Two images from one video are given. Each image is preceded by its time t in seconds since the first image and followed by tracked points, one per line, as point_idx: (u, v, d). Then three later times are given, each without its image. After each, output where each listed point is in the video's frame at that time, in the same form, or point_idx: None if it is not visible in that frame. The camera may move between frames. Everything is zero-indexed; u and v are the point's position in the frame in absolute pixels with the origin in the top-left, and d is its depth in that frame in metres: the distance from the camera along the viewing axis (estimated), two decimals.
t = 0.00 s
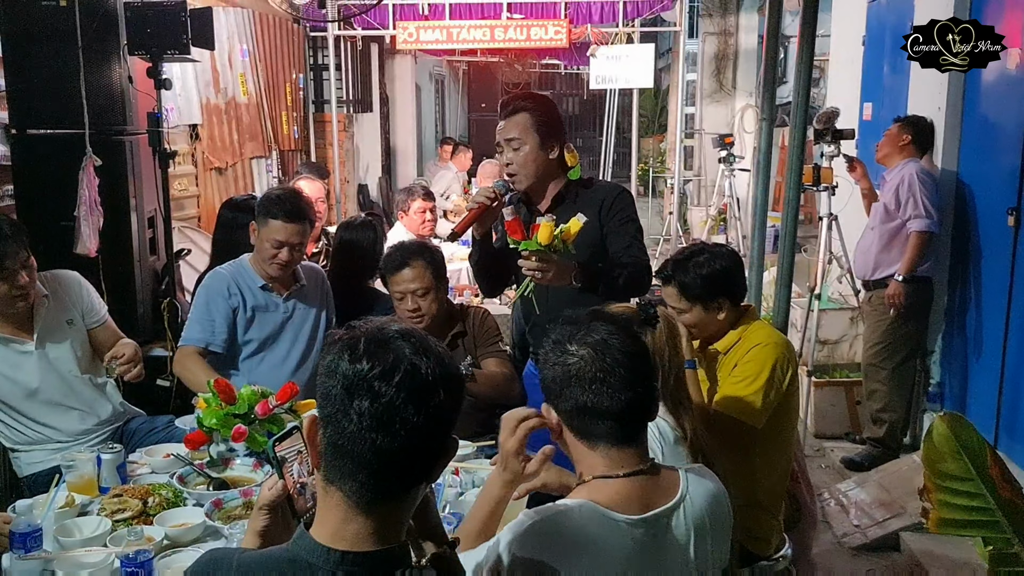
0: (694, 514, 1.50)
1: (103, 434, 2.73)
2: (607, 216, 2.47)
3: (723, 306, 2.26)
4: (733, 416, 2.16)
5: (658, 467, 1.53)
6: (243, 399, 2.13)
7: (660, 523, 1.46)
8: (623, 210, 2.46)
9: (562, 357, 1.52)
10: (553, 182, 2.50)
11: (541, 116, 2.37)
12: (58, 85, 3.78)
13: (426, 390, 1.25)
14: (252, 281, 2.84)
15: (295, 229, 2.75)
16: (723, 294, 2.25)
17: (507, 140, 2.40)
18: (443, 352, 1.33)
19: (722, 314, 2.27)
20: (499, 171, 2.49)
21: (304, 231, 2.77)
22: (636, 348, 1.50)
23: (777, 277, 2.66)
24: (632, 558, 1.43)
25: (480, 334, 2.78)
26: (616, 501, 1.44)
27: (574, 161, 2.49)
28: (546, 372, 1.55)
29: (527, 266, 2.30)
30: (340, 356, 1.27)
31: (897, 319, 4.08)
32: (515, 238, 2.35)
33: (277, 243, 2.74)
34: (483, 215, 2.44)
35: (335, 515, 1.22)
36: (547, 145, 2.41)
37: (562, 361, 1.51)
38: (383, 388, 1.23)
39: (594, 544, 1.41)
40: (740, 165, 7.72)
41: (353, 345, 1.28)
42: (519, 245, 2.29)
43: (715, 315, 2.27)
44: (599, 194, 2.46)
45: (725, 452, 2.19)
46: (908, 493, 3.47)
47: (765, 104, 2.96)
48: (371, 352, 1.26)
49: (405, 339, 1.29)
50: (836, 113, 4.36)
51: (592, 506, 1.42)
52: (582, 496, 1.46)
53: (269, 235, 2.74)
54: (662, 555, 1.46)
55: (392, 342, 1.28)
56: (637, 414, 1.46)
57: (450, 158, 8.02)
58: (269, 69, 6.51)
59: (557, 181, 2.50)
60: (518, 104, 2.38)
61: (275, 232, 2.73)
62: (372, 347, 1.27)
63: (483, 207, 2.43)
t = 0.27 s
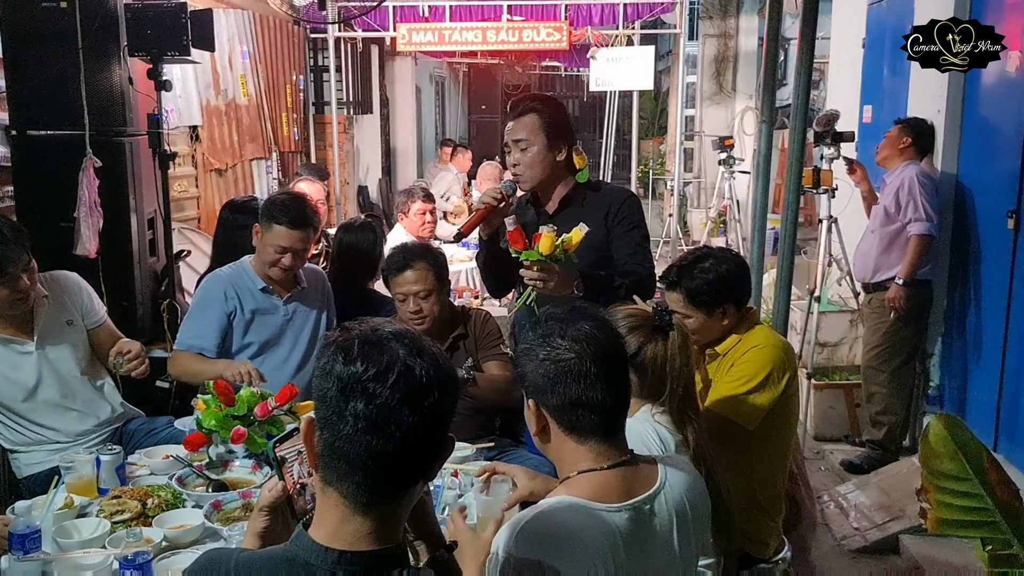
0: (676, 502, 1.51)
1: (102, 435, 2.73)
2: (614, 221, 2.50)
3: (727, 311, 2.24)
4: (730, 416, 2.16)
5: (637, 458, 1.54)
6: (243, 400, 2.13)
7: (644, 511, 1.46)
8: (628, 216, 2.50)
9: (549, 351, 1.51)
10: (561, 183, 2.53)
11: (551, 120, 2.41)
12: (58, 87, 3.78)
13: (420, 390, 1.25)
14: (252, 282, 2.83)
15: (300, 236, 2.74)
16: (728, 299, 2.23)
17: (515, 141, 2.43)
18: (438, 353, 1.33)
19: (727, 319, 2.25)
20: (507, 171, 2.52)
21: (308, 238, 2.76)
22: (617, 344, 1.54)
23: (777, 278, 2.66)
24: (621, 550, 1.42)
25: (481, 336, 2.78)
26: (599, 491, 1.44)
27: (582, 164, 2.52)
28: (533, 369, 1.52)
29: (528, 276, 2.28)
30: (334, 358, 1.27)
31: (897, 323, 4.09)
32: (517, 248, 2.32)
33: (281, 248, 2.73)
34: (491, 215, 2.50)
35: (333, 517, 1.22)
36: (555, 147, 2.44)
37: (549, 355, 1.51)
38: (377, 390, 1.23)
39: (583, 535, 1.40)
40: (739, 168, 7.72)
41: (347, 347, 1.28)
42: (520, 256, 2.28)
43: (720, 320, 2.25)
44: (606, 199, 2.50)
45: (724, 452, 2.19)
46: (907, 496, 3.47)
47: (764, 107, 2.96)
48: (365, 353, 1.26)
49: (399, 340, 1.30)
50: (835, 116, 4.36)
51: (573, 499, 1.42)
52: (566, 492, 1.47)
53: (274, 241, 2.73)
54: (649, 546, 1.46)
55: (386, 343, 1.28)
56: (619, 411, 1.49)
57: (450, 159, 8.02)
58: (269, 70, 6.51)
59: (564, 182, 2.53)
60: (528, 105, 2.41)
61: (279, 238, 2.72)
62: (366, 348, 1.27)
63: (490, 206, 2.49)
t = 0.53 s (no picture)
0: (663, 494, 1.53)
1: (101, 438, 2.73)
2: (624, 226, 2.51)
3: (731, 315, 2.24)
4: (727, 415, 2.17)
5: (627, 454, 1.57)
6: (243, 403, 2.13)
7: (632, 507, 1.49)
8: (639, 221, 2.51)
9: (534, 350, 1.55)
10: (572, 185, 2.54)
11: (562, 122, 2.43)
12: (58, 90, 3.78)
13: (414, 391, 1.25)
14: (250, 287, 2.84)
15: (298, 242, 2.74)
16: (730, 303, 2.23)
17: (527, 145, 2.45)
18: (432, 353, 1.33)
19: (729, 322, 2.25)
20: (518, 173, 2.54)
21: (307, 243, 2.77)
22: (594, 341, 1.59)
23: (777, 280, 2.65)
24: (612, 547, 1.46)
25: (481, 338, 2.75)
26: (588, 489, 1.47)
27: (594, 166, 2.51)
28: (520, 370, 1.54)
29: (534, 282, 2.34)
30: (328, 361, 1.27)
31: (898, 324, 4.08)
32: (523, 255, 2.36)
33: (278, 254, 2.74)
34: (501, 216, 2.53)
35: (332, 518, 1.23)
36: (567, 149, 2.46)
37: (534, 354, 1.55)
38: (370, 391, 1.23)
39: (574, 532, 1.44)
40: (739, 169, 7.73)
41: (339, 350, 1.28)
42: (526, 263, 2.32)
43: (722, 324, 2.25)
44: (616, 202, 2.51)
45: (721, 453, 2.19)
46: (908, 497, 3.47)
47: (764, 108, 2.96)
48: (358, 355, 1.26)
49: (393, 341, 1.30)
50: (835, 118, 4.36)
51: (562, 498, 1.46)
52: (557, 492, 1.50)
53: (272, 246, 2.74)
54: (640, 538, 1.49)
55: (379, 344, 1.28)
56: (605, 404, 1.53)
57: (450, 162, 8.03)
58: (269, 74, 6.52)
59: (576, 183, 2.54)
60: (540, 108, 2.44)
61: (277, 243, 2.73)
62: (359, 350, 1.27)
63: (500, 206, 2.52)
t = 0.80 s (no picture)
0: (651, 493, 1.52)
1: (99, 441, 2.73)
2: (634, 230, 2.50)
3: (726, 315, 2.24)
4: (732, 424, 2.15)
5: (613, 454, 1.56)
6: (241, 405, 2.13)
7: (620, 507, 1.48)
8: (649, 225, 2.49)
9: (515, 352, 1.58)
10: (584, 185, 2.55)
11: (577, 122, 2.44)
12: (56, 92, 3.78)
13: (410, 391, 1.25)
14: (246, 289, 2.84)
15: (283, 240, 2.74)
16: (725, 304, 2.23)
17: (540, 145, 2.47)
18: (427, 353, 1.33)
19: (725, 322, 2.25)
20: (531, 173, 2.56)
21: (293, 242, 2.77)
22: (568, 340, 1.64)
23: (775, 281, 2.65)
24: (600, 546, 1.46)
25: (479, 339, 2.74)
26: (575, 489, 1.47)
27: (606, 168, 2.54)
28: (504, 374, 1.56)
29: (537, 286, 2.37)
30: (323, 361, 1.27)
31: (896, 324, 4.08)
32: (527, 260, 2.40)
33: (264, 254, 2.74)
34: (512, 216, 2.55)
35: (327, 520, 1.22)
36: (579, 150, 2.47)
37: (513, 356, 1.58)
38: (366, 391, 1.23)
39: (562, 533, 1.43)
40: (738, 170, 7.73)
41: (335, 350, 1.28)
42: (529, 269, 2.36)
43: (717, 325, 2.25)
44: (629, 204, 2.50)
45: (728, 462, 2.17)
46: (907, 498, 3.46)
47: (761, 109, 2.96)
48: (353, 355, 1.26)
49: (388, 341, 1.30)
50: (833, 118, 4.36)
51: (549, 499, 1.46)
52: (545, 493, 1.49)
53: (258, 245, 2.74)
54: (627, 538, 1.49)
55: (375, 345, 1.28)
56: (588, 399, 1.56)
57: (449, 163, 8.03)
58: (268, 76, 6.52)
59: (588, 184, 2.54)
60: (554, 109, 2.45)
61: (260, 244, 2.73)
62: (355, 350, 1.27)
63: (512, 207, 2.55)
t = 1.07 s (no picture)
0: (640, 493, 1.53)
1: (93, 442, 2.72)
2: (644, 230, 2.49)
3: (714, 308, 2.24)
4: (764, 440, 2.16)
5: (600, 454, 1.56)
6: (235, 405, 2.13)
7: (608, 506, 1.48)
8: (657, 225, 2.49)
9: (499, 354, 1.57)
10: (594, 184, 2.55)
11: (588, 122, 2.45)
12: (49, 92, 3.77)
13: (401, 388, 1.24)
14: (239, 290, 2.84)
15: (274, 240, 2.73)
16: (714, 296, 2.22)
17: (550, 145, 2.48)
18: (419, 350, 1.32)
19: (712, 315, 2.25)
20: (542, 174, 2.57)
21: (283, 243, 2.75)
22: (552, 343, 1.63)
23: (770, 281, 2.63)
24: (590, 547, 1.45)
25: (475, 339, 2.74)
26: (562, 490, 1.46)
27: (616, 168, 2.54)
28: (488, 379, 1.54)
29: (542, 291, 2.35)
30: (315, 360, 1.27)
31: (891, 325, 4.09)
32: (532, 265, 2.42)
33: (255, 255, 2.73)
34: (522, 216, 2.55)
35: (318, 521, 1.22)
36: (589, 151, 2.48)
37: (496, 357, 1.57)
38: (356, 389, 1.22)
39: (553, 532, 1.43)
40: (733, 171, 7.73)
41: (326, 349, 1.27)
42: (533, 273, 2.34)
43: (706, 318, 2.24)
44: (637, 204, 2.50)
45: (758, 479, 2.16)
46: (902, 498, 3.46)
47: (757, 109, 2.96)
48: (345, 353, 1.26)
49: (381, 339, 1.29)
50: (828, 119, 4.36)
51: (537, 500, 1.45)
52: (533, 494, 1.49)
53: (250, 246, 2.73)
54: (617, 538, 1.48)
55: (367, 343, 1.28)
56: (572, 401, 1.55)
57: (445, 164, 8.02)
58: (263, 76, 6.51)
59: (598, 183, 2.54)
60: (566, 108, 2.46)
61: (250, 245, 2.72)
62: (346, 348, 1.27)
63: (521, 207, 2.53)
